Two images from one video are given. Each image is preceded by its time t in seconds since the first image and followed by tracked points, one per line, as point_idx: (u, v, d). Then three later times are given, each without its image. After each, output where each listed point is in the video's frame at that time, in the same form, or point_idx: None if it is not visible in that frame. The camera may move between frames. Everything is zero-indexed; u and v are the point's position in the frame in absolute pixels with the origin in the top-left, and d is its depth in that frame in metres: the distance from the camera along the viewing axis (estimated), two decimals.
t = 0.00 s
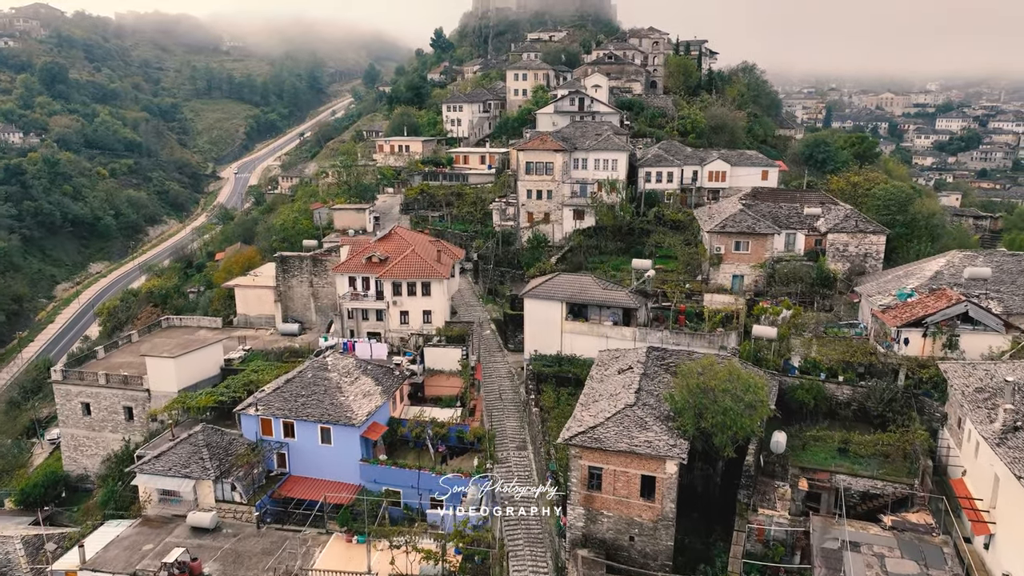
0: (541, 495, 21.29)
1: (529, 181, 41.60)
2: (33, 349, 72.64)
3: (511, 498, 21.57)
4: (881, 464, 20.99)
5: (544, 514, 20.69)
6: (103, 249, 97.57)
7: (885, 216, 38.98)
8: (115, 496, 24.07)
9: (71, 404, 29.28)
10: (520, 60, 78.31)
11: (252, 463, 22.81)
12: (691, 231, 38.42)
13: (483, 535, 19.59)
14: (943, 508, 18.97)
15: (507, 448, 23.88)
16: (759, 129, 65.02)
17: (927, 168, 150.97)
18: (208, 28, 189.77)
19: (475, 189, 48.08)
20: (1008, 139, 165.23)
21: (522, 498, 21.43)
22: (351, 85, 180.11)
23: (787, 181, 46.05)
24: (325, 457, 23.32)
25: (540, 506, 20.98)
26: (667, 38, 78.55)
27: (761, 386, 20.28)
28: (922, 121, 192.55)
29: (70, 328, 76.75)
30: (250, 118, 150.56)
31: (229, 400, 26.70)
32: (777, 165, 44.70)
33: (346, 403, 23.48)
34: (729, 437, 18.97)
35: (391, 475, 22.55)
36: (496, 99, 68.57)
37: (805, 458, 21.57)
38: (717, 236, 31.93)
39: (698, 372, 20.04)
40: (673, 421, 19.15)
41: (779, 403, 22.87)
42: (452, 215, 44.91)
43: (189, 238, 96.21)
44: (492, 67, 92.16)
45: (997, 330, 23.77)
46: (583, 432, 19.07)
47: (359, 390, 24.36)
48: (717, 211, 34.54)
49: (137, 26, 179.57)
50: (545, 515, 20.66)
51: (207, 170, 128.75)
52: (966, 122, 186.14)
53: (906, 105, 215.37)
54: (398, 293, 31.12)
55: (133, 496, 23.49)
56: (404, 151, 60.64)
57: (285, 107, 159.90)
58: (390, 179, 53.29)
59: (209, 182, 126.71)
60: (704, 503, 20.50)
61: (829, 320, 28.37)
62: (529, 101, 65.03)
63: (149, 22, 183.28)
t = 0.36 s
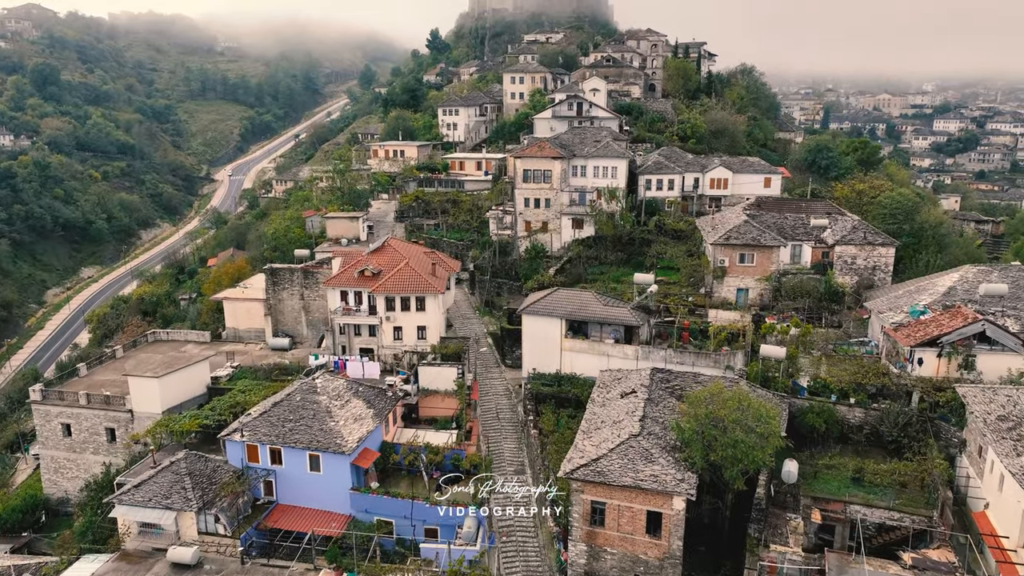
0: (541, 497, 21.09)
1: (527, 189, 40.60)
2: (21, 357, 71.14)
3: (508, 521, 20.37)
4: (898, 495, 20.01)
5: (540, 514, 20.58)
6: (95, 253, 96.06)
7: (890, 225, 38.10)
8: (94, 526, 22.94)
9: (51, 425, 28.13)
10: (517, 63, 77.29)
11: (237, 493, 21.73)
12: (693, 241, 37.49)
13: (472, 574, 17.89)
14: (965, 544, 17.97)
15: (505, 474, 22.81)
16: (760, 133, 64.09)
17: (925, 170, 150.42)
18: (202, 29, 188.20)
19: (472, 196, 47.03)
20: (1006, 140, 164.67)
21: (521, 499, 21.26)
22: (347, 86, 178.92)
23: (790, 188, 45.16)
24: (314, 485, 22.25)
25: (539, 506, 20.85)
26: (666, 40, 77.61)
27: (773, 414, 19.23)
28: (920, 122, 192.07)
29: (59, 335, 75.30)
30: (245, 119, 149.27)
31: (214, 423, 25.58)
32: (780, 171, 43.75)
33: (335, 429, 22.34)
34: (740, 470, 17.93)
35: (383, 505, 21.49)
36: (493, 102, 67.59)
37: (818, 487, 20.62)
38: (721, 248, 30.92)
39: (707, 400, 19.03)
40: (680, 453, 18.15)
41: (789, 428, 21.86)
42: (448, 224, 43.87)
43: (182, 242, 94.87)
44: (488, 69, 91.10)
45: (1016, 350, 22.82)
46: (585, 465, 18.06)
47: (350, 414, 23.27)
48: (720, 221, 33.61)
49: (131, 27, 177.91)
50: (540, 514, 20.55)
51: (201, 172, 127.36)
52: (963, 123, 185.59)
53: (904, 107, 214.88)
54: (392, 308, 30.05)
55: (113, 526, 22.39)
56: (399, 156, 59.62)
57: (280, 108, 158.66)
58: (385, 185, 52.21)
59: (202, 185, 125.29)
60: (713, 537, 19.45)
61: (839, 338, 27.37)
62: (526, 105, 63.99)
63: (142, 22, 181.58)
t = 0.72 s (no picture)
0: (542, 496, 21.21)
1: (525, 198, 39.57)
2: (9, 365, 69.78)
3: (505, 554, 19.77)
4: (917, 529, 19.00)
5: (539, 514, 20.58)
6: (87, 258, 94.66)
7: (897, 234, 37.15)
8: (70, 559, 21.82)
9: (30, 447, 27.02)
10: (514, 65, 76.25)
11: (220, 525, 20.69)
12: (695, 252, 36.51)
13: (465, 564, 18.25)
14: None
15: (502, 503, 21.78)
16: (760, 138, 63.11)
17: (924, 172, 149.72)
18: (197, 30, 186.77)
19: (468, 203, 45.99)
20: (1004, 142, 164.13)
21: (521, 498, 21.81)
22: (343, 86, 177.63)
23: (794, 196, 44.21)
24: (302, 517, 21.19)
25: (538, 506, 20.96)
26: (665, 42, 76.66)
27: (788, 445, 18.17)
28: (918, 124, 191.56)
29: (49, 342, 73.95)
30: (240, 121, 148.03)
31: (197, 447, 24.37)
32: (783, 178, 42.73)
33: (324, 456, 21.29)
34: (754, 508, 16.88)
35: (374, 538, 20.44)
36: (490, 106, 66.57)
37: (831, 518, 19.64)
38: (725, 261, 29.91)
39: (717, 431, 18.01)
40: (689, 489, 17.16)
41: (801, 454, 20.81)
42: (444, 233, 42.87)
43: (176, 246, 93.65)
44: (485, 71, 89.97)
45: None
46: (588, 502, 17.04)
47: (340, 440, 22.20)
48: (724, 233, 32.67)
49: (125, 28, 176.32)
50: (539, 513, 20.55)
51: (195, 175, 126.06)
52: (962, 124, 185.02)
53: (902, 108, 214.19)
54: (385, 324, 28.93)
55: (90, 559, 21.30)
56: (395, 161, 58.58)
57: (275, 110, 157.52)
58: (379, 192, 51.15)
59: (197, 187, 123.97)
60: (721, 574, 18.00)
61: (849, 356, 26.32)
62: (524, 109, 62.94)
63: (136, 23, 180.00)
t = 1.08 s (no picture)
0: (541, 496, 21.78)
1: (523, 207, 38.52)
2: None
3: None
4: (939, 566, 18.01)
5: (538, 513, 20.97)
6: (80, 262, 93.33)
7: (906, 244, 36.23)
8: None
9: (7, 471, 25.85)
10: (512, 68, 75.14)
11: (204, 561, 19.57)
12: (699, 263, 35.56)
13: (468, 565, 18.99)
14: None
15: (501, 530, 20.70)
16: (762, 142, 62.14)
17: (923, 173, 148.95)
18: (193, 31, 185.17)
19: (465, 211, 44.98)
20: (1003, 143, 163.47)
21: (520, 499, 21.78)
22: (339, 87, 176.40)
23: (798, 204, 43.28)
24: (291, 550, 20.10)
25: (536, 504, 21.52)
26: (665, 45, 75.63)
27: (804, 480, 17.19)
28: (917, 125, 190.71)
29: (40, 349, 72.65)
30: (236, 122, 146.70)
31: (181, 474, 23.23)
32: (787, 185, 41.79)
33: (313, 487, 20.21)
34: (769, 550, 15.91)
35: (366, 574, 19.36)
36: (487, 109, 65.53)
37: (850, 553, 18.61)
38: (731, 275, 28.95)
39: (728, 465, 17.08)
40: (699, 529, 16.27)
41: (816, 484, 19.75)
42: (440, 242, 41.84)
43: (170, 250, 92.39)
44: (483, 73, 88.85)
45: None
46: (593, 542, 16.10)
47: (331, 468, 21.14)
48: (730, 244, 31.70)
49: (119, 28, 174.58)
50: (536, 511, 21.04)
51: (190, 178, 124.76)
52: (961, 125, 184.13)
53: (900, 108, 213.06)
54: (379, 341, 27.86)
55: None
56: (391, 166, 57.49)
57: (271, 111, 156.23)
58: (375, 199, 50.10)
59: (192, 190, 122.66)
60: None
61: (862, 376, 25.33)
62: (522, 113, 61.88)
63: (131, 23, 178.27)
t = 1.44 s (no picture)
0: (540, 496, 22.19)
1: (523, 216, 37.39)
2: None
3: None
4: None
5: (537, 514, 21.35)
6: (74, 266, 92.12)
7: (917, 255, 35.08)
8: None
9: None
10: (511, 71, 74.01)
11: None
12: (705, 275, 34.55)
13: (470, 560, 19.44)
14: None
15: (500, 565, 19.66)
16: (765, 146, 61.10)
17: (925, 174, 147.94)
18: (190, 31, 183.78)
19: (464, 219, 43.95)
20: (1005, 145, 162.46)
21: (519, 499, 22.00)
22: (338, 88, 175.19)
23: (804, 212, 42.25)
24: None
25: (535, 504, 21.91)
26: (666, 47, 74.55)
27: (823, 520, 16.12)
28: (918, 126, 189.58)
29: (31, 357, 71.45)
30: (233, 124, 145.46)
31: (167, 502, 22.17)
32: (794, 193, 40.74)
33: (303, 521, 19.17)
34: None
35: None
36: (487, 112, 64.44)
37: None
38: (740, 289, 27.90)
39: (743, 505, 16.04)
40: None
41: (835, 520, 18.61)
42: (438, 251, 40.77)
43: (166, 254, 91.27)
44: (482, 76, 87.70)
45: None
46: None
47: (322, 500, 20.08)
48: (737, 257, 30.65)
49: (116, 29, 173.11)
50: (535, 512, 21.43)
51: (187, 180, 123.58)
52: (962, 126, 183.02)
53: (901, 109, 211.74)
54: (373, 360, 26.78)
55: None
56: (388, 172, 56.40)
57: (269, 112, 155.03)
58: (371, 205, 49.02)
59: (188, 192, 121.45)
60: None
61: (877, 398, 24.25)
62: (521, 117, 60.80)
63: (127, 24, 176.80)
